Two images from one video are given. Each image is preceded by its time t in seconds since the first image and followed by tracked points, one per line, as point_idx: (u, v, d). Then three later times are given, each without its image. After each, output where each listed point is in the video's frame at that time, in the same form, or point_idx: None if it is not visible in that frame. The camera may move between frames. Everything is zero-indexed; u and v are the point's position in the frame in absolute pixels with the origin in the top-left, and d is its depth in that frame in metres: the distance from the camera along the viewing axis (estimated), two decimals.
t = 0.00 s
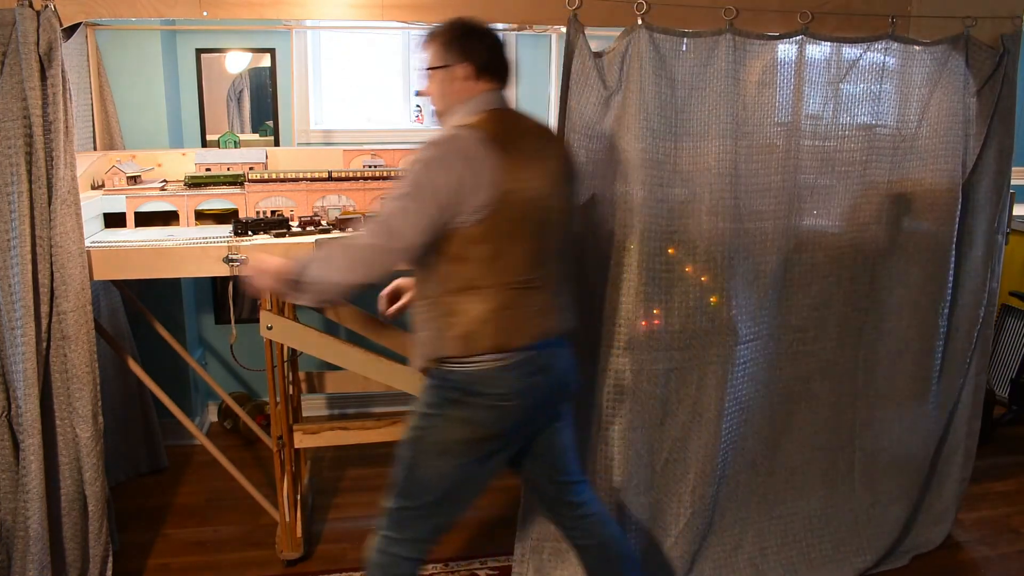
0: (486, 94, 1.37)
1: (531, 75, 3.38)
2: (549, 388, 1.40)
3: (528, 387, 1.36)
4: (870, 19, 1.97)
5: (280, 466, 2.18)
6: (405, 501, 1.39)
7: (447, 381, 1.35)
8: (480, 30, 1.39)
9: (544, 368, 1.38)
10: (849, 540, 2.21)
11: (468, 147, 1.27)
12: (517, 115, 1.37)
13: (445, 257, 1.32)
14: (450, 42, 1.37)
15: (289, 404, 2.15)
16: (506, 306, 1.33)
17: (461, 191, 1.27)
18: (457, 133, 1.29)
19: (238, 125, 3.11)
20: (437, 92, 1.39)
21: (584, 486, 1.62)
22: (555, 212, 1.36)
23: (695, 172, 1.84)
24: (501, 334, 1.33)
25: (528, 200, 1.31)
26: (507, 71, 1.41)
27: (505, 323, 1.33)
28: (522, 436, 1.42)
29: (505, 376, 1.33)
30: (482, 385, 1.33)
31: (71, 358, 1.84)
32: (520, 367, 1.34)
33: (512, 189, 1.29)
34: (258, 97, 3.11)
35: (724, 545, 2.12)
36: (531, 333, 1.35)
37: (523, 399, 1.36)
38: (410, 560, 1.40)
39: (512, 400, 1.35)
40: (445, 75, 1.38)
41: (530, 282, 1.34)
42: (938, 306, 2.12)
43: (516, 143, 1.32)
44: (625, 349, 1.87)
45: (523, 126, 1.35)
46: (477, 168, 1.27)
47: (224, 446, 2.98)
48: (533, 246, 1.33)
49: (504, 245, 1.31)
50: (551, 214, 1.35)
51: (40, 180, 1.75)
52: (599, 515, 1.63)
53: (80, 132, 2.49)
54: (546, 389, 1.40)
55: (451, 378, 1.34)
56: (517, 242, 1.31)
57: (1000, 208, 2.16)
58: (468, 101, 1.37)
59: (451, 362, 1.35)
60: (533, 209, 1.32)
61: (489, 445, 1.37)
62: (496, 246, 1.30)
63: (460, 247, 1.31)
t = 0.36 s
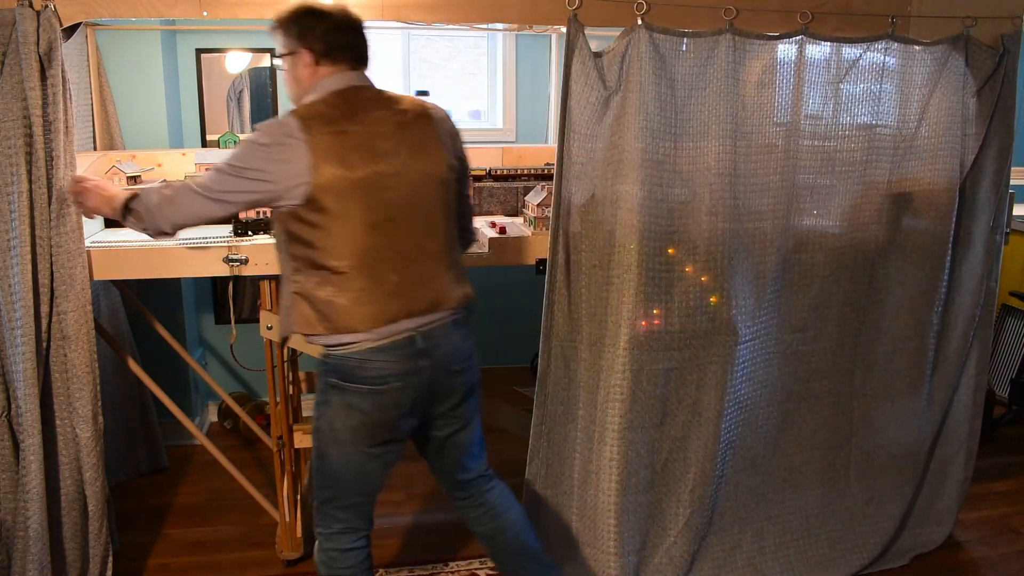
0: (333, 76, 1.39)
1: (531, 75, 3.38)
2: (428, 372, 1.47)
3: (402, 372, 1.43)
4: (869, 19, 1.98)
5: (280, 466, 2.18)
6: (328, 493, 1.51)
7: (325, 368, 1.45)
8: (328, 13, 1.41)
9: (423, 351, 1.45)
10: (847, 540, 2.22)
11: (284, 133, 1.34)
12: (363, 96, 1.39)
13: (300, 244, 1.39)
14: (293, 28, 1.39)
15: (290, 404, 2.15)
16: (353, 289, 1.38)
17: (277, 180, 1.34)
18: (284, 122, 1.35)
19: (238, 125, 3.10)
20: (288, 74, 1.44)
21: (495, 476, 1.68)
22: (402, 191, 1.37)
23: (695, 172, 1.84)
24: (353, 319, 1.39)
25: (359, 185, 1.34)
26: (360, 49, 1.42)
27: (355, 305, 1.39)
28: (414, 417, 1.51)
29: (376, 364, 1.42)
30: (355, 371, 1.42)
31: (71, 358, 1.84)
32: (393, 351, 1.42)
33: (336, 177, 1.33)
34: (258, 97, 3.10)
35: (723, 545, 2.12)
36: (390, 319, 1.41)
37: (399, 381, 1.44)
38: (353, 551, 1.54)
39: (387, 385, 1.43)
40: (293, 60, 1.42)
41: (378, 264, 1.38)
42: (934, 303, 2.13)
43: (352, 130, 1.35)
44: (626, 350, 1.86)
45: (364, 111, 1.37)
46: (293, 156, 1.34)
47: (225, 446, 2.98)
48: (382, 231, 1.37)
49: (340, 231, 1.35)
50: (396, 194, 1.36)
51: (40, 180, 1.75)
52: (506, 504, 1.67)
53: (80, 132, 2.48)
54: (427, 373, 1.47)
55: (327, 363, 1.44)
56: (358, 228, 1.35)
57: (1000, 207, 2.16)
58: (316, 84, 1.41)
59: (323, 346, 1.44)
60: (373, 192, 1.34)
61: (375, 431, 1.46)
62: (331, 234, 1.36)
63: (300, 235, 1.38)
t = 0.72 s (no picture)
0: (295, 72, 1.45)
1: (531, 75, 3.38)
2: (387, 370, 1.52)
3: (359, 367, 1.49)
4: (869, 19, 1.98)
5: (279, 466, 2.18)
6: (314, 494, 1.57)
7: (290, 366, 1.51)
8: (291, 8, 1.46)
9: (381, 349, 1.50)
10: (846, 540, 2.22)
11: (250, 130, 1.38)
12: (326, 91, 1.45)
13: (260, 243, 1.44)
14: (256, 22, 1.45)
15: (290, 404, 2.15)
16: (316, 283, 1.43)
17: (242, 176, 1.39)
18: (248, 117, 1.39)
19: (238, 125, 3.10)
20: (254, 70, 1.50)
21: (459, 497, 1.70)
22: (364, 186, 1.43)
23: (695, 172, 1.84)
24: (313, 315, 1.44)
25: (323, 180, 1.40)
26: (324, 44, 1.48)
27: (319, 299, 1.44)
28: (378, 418, 1.55)
29: (332, 360, 1.47)
30: (315, 367, 1.48)
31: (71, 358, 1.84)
32: (350, 348, 1.47)
33: (302, 173, 1.39)
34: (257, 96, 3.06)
35: (723, 545, 2.12)
36: (353, 314, 1.45)
37: (358, 377, 1.49)
38: (340, 556, 1.60)
39: (346, 380, 1.49)
40: (257, 54, 1.48)
41: (340, 260, 1.43)
42: (935, 304, 2.14)
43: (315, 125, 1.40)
44: (625, 349, 1.86)
45: (327, 106, 1.43)
46: (258, 152, 1.38)
47: (224, 446, 2.98)
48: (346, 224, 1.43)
49: (305, 226, 1.41)
50: (359, 188, 1.43)
51: (40, 180, 1.75)
52: (463, 530, 1.67)
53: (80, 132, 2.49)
54: (386, 370, 1.52)
55: (289, 361, 1.51)
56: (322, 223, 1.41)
57: (1000, 207, 2.16)
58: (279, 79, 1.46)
59: (284, 343, 1.50)
60: (337, 186, 1.41)
61: (337, 428, 1.51)
62: (295, 229, 1.41)
63: (265, 231, 1.43)
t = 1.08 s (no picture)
0: (331, 70, 1.44)
1: (531, 76, 3.38)
2: (396, 378, 1.52)
3: (369, 376, 1.48)
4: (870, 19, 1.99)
5: (280, 466, 2.18)
6: (318, 499, 1.56)
7: (296, 370, 1.51)
8: (332, 4, 1.45)
9: (390, 357, 1.50)
10: (847, 540, 2.22)
11: (288, 124, 1.36)
12: (364, 95, 1.45)
13: (281, 240, 1.41)
14: (296, 15, 1.44)
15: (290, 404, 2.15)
16: (341, 287, 1.43)
17: (275, 170, 1.35)
18: (286, 112, 1.37)
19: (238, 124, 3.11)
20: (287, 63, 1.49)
21: (465, 504, 1.72)
22: (394, 195, 1.45)
23: (695, 172, 1.84)
24: (336, 318, 1.44)
25: (358, 186, 1.40)
26: (360, 44, 1.47)
27: (343, 302, 1.44)
28: (385, 425, 1.55)
29: (342, 367, 1.47)
30: (322, 373, 1.47)
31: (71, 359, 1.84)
32: (360, 355, 1.47)
33: (334, 175, 1.38)
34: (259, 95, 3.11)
35: (723, 546, 2.12)
36: (371, 320, 1.46)
37: (367, 385, 1.49)
38: (345, 562, 1.60)
39: (354, 387, 1.48)
40: (292, 47, 1.47)
41: (367, 266, 1.44)
42: (936, 304, 2.13)
43: (352, 127, 1.39)
44: (625, 349, 1.86)
45: (362, 109, 1.42)
46: (296, 148, 1.36)
47: (225, 446, 2.98)
48: (373, 231, 1.43)
49: (335, 230, 1.40)
50: (388, 196, 1.44)
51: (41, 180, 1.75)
52: (470, 536, 1.69)
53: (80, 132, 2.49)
54: (395, 378, 1.52)
55: (296, 366, 1.50)
56: (348, 228, 1.41)
57: (1001, 207, 2.16)
58: (314, 74, 1.45)
59: (292, 346, 1.49)
60: (372, 194, 1.41)
61: (343, 433, 1.51)
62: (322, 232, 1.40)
63: (290, 230, 1.40)
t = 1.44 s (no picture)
0: (412, 73, 1.37)
1: (531, 75, 3.38)
2: (443, 396, 1.42)
3: (417, 390, 1.40)
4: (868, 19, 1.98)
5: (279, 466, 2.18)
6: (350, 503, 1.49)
7: (344, 373, 1.44)
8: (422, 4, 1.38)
9: (439, 374, 1.40)
10: (847, 540, 2.22)
11: (360, 122, 1.32)
12: (444, 102, 1.37)
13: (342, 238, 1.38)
14: (386, 13, 1.38)
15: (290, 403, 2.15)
16: (392, 297, 1.35)
17: (336, 166, 1.33)
18: (356, 110, 1.34)
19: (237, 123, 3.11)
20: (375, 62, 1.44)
21: (502, 526, 1.62)
22: (459, 211, 1.35)
23: (694, 172, 1.84)
24: (387, 328, 1.36)
25: (420, 195, 1.31)
26: (444, 48, 1.39)
27: (396, 313, 1.35)
28: (427, 441, 1.46)
29: (388, 378, 1.39)
30: (369, 381, 1.40)
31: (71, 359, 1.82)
32: (408, 368, 1.38)
33: (395, 180, 1.31)
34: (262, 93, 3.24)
35: (724, 546, 2.12)
36: (422, 333, 1.37)
37: (412, 400, 1.40)
38: (368, 567, 1.53)
39: (399, 401, 1.40)
40: (379, 46, 1.41)
41: (421, 278, 1.35)
42: (937, 304, 2.13)
43: (419, 133, 1.32)
44: (624, 349, 1.86)
45: (434, 117, 1.35)
46: (357, 147, 1.32)
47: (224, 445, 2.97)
48: (430, 242, 1.34)
49: (390, 236, 1.32)
50: (452, 210, 1.34)
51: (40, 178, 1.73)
52: (502, 560, 1.60)
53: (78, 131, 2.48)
54: (443, 395, 1.42)
55: (346, 367, 1.43)
56: (403, 235, 1.32)
57: (1000, 207, 2.16)
58: (396, 76, 1.39)
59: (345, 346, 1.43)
60: (434, 205, 1.32)
61: (383, 444, 1.42)
62: (378, 236, 1.33)
63: (349, 228, 1.36)
